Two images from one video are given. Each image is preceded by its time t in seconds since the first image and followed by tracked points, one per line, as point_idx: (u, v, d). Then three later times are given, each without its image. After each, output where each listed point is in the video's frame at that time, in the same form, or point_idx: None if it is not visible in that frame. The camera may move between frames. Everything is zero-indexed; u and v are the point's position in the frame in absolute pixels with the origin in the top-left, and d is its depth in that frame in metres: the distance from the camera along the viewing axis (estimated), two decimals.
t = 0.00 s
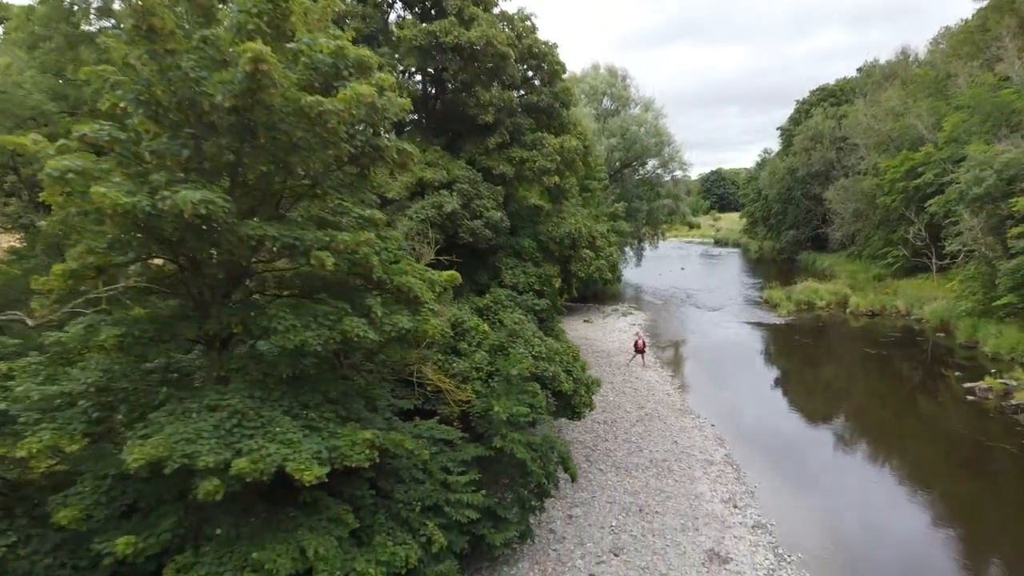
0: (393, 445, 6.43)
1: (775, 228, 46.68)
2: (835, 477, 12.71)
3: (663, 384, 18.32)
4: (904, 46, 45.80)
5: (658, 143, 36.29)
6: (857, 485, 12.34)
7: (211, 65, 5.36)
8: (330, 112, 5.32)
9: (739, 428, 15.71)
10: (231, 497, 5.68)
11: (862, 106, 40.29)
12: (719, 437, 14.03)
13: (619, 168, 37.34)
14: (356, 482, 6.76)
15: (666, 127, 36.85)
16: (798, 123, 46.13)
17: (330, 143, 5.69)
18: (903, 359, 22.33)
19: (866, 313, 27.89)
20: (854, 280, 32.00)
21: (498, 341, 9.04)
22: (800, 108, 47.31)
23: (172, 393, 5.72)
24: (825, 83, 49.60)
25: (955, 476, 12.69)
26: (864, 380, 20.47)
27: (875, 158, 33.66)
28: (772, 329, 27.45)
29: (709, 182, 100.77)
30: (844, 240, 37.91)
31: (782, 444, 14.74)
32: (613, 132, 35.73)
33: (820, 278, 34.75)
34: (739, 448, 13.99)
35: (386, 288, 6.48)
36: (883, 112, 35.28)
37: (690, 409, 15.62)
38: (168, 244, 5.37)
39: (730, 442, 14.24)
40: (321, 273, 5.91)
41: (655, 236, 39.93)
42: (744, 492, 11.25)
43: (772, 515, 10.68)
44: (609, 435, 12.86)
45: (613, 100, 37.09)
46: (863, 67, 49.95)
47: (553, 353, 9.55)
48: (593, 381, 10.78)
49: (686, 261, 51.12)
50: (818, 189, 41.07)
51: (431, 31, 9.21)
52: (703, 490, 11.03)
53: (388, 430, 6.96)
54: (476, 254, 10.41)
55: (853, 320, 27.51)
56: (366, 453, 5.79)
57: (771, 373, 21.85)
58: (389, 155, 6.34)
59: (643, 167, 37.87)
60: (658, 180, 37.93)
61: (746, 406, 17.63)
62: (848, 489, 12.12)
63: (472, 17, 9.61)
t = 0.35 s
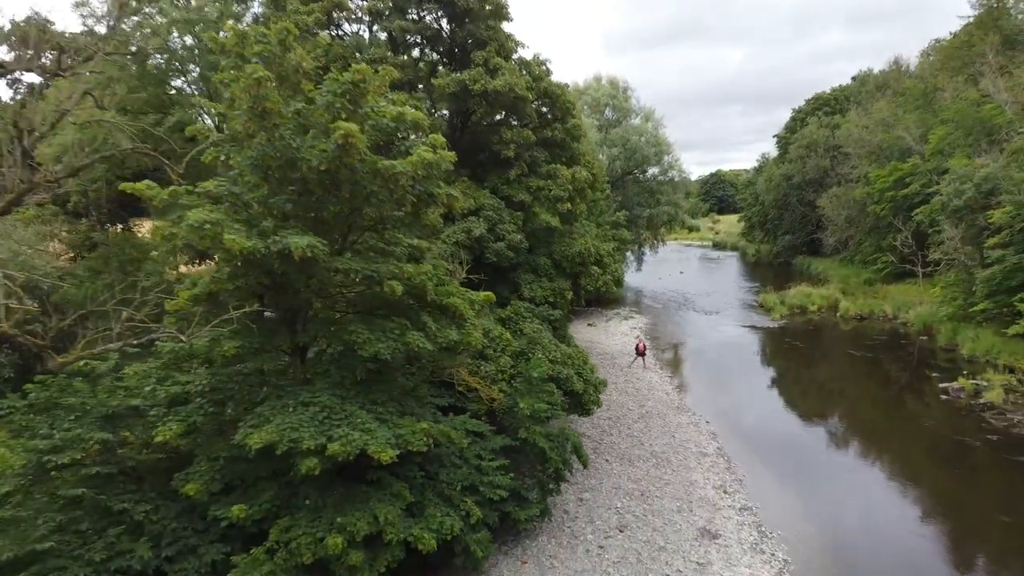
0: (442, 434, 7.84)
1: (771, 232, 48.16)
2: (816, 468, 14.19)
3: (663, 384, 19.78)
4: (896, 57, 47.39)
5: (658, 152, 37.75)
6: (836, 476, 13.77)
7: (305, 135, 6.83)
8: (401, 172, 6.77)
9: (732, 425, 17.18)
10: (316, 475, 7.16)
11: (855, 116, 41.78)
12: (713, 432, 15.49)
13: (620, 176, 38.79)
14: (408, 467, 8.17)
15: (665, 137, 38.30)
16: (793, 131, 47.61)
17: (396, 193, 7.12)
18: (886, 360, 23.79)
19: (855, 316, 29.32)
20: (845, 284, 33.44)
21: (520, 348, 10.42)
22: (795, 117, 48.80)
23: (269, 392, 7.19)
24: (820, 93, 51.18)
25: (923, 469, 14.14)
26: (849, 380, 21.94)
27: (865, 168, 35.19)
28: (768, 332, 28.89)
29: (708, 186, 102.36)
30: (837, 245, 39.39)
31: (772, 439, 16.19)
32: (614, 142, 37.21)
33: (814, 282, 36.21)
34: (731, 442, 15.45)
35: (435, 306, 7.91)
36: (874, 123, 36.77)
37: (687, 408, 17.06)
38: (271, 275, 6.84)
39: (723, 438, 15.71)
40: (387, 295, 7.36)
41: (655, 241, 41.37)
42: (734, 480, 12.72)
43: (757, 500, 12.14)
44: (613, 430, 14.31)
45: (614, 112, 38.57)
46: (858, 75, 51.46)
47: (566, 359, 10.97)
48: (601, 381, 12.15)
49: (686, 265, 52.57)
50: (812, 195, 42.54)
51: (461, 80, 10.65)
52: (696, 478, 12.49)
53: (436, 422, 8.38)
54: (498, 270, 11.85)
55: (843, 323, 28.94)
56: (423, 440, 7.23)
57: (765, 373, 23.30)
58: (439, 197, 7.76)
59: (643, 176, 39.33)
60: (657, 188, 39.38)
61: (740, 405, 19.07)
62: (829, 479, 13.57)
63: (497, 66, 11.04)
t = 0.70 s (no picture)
0: (474, 426, 9.34)
1: (768, 237, 49.64)
2: (799, 460, 15.74)
3: (661, 384, 21.31)
4: (889, 66, 48.88)
5: (657, 161, 39.18)
6: (817, 468, 15.32)
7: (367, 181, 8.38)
8: (445, 212, 8.28)
9: (725, 422, 18.71)
10: (372, 460, 8.67)
11: (848, 125, 43.25)
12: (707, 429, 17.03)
13: (621, 183, 40.23)
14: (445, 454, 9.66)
15: (664, 146, 39.75)
16: (789, 139, 49.09)
17: (439, 227, 8.63)
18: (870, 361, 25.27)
19: (845, 319, 30.81)
20: (837, 288, 34.93)
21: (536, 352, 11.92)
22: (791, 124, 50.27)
23: (333, 391, 8.71)
24: (815, 100, 52.67)
25: (895, 463, 15.63)
26: (834, 381, 23.43)
27: (857, 176, 36.68)
28: (762, 335, 30.40)
29: (708, 188, 103.78)
30: (830, 250, 40.89)
31: (761, 435, 17.73)
32: (616, 151, 38.60)
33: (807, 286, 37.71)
34: (724, 438, 16.99)
35: (467, 318, 9.40)
36: (865, 134, 38.23)
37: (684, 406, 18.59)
38: (339, 295, 8.40)
39: (717, 434, 17.25)
40: (430, 310, 8.87)
41: (655, 246, 42.83)
42: (724, 470, 14.24)
43: (744, 487, 13.69)
44: (617, 426, 15.83)
45: (615, 121, 40.00)
46: (853, 84, 52.99)
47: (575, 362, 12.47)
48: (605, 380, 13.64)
49: (686, 268, 53.99)
50: (806, 202, 44.03)
51: (483, 118, 12.13)
52: (691, 468, 14.01)
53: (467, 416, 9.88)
54: (515, 283, 13.32)
55: (833, 326, 30.45)
56: (461, 431, 8.74)
57: (757, 374, 24.83)
58: (472, 227, 9.26)
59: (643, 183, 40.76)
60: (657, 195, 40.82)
61: (733, 404, 20.60)
62: (810, 470, 15.10)
63: (514, 105, 12.52)
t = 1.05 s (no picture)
0: (497, 420, 10.84)
1: (763, 241, 51.16)
2: (785, 455, 17.29)
3: (660, 383, 22.85)
4: (881, 75, 50.44)
5: (657, 168, 40.65)
6: (800, 461, 16.87)
7: (407, 212, 9.92)
8: (474, 238, 9.79)
9: (719, 420, 20.25)
10: (410, 448, 10.18)
11: (840, 133, 44.80)
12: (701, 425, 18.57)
13: (622, 190, 41.69)
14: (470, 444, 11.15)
15: (663, 154, 41.22)
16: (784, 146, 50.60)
17: (467, 250, 10.15)
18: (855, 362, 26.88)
19: (835, 322, 32.33)
20: (828, 292, 36.45)
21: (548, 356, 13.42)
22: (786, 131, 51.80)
23: (377, 389, 10.25)
24: (809, 107, 54.24)
25: (872, 457, 17.17)
26: (821, 381, 25.00)
27: (848, 184, 38.20)
28: (756, 337, 31.92)
29: (706, 190, 105.35)
30: (822, 255, 42.43)
31: (751, 432, 19.27)
32: (617, 160, 40.02)
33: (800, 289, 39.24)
34: (717, 434, 18.53)
35: (490, 327, 10.92)
36: (856, 143, 39.77)
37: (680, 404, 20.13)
38: (383, 308, 9.90)
39: (710, 431, 18.79)
40: (460, 321, 10.39)
41: (654, 250, 44.29)
42: (715, 462, 15.77)
43: (734, 477, 15.24)
44: (619, 421, 17.34)
45: (616, 130, 41.46)
46: (846, 92, 54.60)
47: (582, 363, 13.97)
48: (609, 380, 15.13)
49: (685, 271, 55.47)
50: (800, 207, 45.56)
51: (500, 147, 13.62)
52: (686, 459, 15.54)
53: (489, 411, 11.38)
54: (527, 293, 14.79)
55: (824, 328, 31.96)
56: (486, 423, 10.24)
57: (751, 374, 26.35)
58: (495, 248, 10.77)
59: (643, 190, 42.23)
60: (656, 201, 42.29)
61: (726, 403, 22.12)
62: (794, 464, 16.66)
63: (527, 134, 14.02)
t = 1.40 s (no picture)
0: (514, 415, 12.26)
1: (760, 245, 52.64)
2: (774, 451, 18.82)
3: (660, 383, 24.35)
4: (875, 83, 51.94)
5: (656, 175, 42.08)
6: (788, 457, 18.37)
7: (436, 233, 11.40)
8: (497, 255, 11.25)
9: (714, 418, 21.75)
10: (439, 439, 11.65)
11: (834, 141, 46.30)
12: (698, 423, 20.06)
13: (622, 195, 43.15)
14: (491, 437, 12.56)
15: (663, 161, 42.68)
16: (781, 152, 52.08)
17: (489, 266, 11.60)
18: (846, 363, 28.31)
19: (827, 324, 33.78)
20: (821, 295, 37.89)
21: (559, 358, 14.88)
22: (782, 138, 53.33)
23: (410, 387, 11.74)
24: (805, 114, 55.77)
25: (855, 452, 18.63)
26: (813, 381, 26.46)
27: (841, 191, 39.64)
28: (753, 339, 33.35)
29: (706, 192, 106.87)
30: (816, 259, 43.89)
31: (745, 429, 20.76)
32: (618, 167, 41.46)
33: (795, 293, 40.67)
34: (712, 431, 20.05)
35: (508, 333, 12.38)
36: (849, 151, 41.24)
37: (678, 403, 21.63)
38: (416, 317, 11.36)
39: (706, 428, 20.31)
40: (483, 328, 11.84)
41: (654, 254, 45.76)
42: (710, 455, 17.26)
43: (725, 470, 16.77)
44: (622, 418, 18.83)
45: (617, 138, 42.93)
46: (841, 100, 56.14)
47: (588, 365, 15.40)
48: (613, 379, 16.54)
49: (684, 274, 57.02)
50: (795, 212, 47.02)
51: (515, 170, 15.07)
52: (682, 452, 17.03)
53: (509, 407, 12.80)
54: (539, 301, 16.24)
55: (817, 330, 33.40)
56: (506, 417, 11.68)
57: (747, 374, 27.79)
58: (512, 264, 12.19)
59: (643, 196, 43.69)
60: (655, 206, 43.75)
61: (722, 402, 23.61)
62: (782, 459, 18.18)
63: (538, 158, 15.48)
